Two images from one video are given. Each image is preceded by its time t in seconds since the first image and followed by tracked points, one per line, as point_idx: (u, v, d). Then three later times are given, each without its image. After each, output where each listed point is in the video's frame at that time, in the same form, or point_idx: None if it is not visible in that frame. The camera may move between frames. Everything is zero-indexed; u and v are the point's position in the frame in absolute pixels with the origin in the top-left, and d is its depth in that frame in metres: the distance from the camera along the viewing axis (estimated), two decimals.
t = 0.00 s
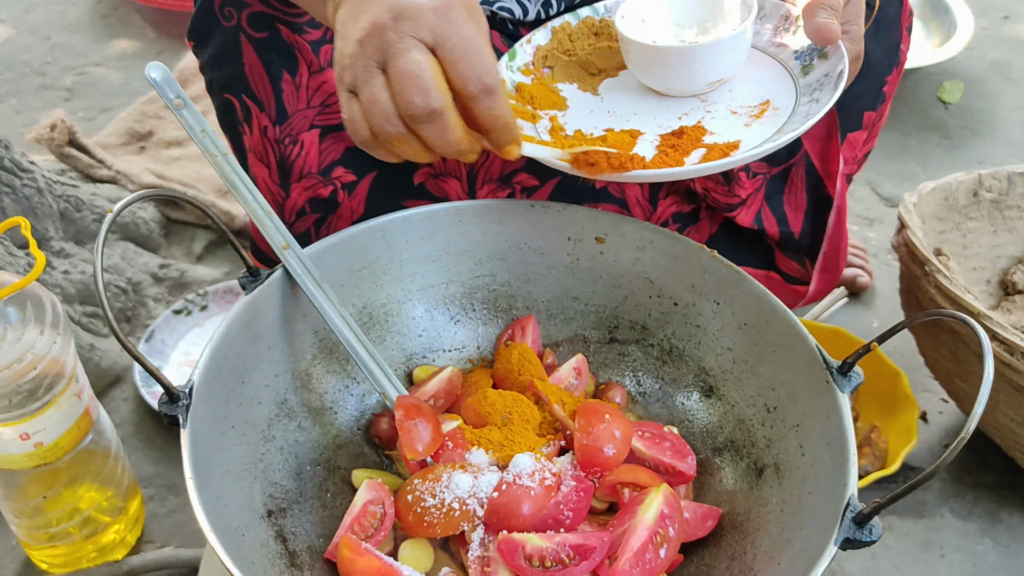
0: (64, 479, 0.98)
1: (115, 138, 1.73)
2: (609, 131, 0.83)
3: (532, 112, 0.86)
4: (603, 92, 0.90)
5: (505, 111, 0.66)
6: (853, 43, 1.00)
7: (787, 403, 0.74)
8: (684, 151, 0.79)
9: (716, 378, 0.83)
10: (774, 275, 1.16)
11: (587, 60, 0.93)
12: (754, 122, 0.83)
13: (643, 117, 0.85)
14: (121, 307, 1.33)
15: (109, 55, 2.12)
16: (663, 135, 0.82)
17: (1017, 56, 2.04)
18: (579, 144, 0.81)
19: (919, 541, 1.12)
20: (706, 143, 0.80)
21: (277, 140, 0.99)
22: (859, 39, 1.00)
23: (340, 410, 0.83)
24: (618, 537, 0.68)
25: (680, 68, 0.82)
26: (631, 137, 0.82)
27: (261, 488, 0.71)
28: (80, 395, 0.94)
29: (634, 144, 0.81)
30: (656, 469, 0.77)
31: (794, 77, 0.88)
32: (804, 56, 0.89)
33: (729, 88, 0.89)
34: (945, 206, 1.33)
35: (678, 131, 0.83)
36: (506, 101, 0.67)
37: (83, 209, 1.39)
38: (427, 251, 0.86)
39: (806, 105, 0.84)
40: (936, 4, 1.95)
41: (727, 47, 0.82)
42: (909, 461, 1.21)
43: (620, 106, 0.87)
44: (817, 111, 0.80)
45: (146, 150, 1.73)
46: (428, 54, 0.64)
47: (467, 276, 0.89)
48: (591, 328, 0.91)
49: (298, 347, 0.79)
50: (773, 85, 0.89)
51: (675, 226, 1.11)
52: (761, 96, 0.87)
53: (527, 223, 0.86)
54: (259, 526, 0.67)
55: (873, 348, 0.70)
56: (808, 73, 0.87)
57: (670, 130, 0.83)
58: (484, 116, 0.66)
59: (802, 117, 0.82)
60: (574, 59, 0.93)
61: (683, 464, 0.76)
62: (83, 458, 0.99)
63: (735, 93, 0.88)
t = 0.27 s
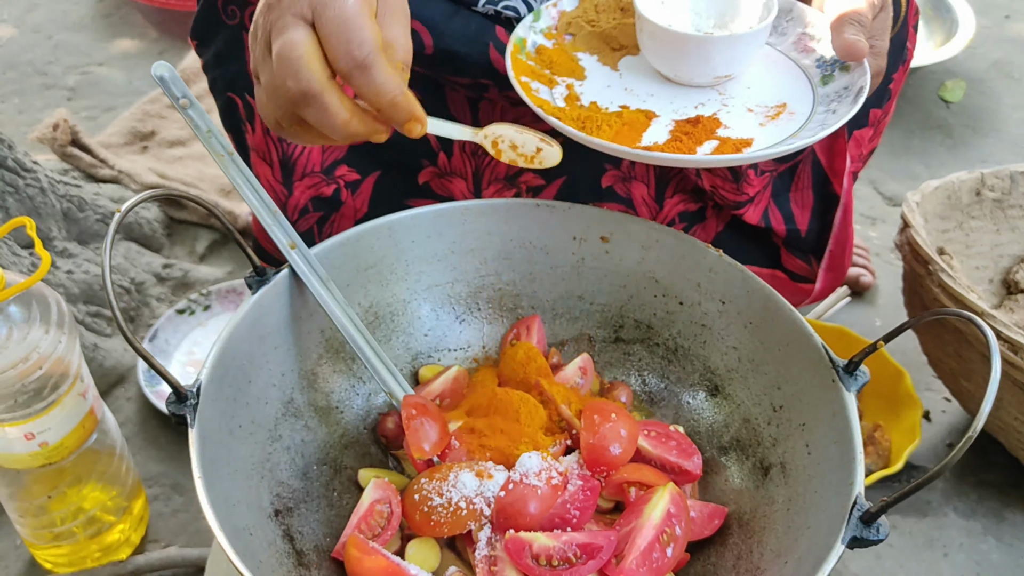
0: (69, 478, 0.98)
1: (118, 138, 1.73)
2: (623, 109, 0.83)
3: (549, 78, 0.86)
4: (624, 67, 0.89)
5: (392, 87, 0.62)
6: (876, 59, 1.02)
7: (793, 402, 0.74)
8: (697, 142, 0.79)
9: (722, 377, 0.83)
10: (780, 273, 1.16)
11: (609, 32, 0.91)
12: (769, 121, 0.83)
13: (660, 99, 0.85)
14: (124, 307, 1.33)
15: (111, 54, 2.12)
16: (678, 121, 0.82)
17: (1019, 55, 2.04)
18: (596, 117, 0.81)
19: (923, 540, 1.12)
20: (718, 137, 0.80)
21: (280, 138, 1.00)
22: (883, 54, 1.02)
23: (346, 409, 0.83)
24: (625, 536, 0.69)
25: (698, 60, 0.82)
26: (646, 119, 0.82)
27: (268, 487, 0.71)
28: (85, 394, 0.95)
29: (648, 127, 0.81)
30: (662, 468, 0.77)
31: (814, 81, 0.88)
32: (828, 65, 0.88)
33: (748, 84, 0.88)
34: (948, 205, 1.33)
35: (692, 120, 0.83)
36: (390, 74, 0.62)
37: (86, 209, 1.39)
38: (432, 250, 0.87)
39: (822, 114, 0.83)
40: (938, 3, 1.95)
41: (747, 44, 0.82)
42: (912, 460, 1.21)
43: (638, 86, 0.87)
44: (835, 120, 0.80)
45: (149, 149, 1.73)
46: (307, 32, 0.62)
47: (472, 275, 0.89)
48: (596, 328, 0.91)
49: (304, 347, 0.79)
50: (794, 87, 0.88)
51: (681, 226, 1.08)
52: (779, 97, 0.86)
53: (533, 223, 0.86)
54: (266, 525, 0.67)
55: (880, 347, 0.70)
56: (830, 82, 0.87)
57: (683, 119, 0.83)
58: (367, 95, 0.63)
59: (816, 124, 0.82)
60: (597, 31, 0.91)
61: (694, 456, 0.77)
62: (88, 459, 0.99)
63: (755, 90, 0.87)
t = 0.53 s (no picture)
0: (72, 479, 0.98)
1: (120, 139, 1.74)
2: (657, 96, 0.80)
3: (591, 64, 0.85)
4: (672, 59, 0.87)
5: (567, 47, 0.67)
6: (934, 45, 0.95)
7: (795, 404, 0.74)
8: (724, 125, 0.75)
9: (725, 379, 0.83)
10: (788, 268, 1.18)
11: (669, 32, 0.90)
12: (801, 109, 0.77)
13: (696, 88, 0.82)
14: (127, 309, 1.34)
15: (113, 55, 2.12)
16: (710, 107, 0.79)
17: (1020, 55, 2.04)
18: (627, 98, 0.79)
19: (925, 541, 1.13)
20: (746, 119, 0.75)
21: (287, 142, 0.99)
22: (943, 39, 0.95)
23: (350, 412, 0.84)
24: (628, 538, 0.69)
25: (733, 47, 0.79)
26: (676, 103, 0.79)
27: (273, 490, 0.71)
28: (88, 397, 0.95)
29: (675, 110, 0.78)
30: (665, 470, 0.77)
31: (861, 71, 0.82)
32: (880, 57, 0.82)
33: (791, 74, 0.83)
34: (949, 206, 1.33)
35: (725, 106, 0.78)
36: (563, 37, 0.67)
37: (88, 210, 1.40)
38: (436, 253, 0.87)
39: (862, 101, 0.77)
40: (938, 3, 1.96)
41: (786, 29, 0.78)
42: (913, 460, 1.21)
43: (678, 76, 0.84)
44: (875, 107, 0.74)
45: (150, 151, 1.73)
46: (478, 12, 0.65)
47: (475, 278, 0.90)
48: (599, 330, 0.91)
49: (307, 350, 0.80)
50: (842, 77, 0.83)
51: (693, 222, 1.10)
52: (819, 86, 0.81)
53: (536, 226, 0.87)
54: (271, 528, 0.68)
55: (882, 349, 0.70)
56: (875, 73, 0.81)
57: (715, 105, 0.79)
58: (544, 59, 0.67)
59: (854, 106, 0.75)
60: (654, 27, 0.92)
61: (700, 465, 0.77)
62: (91, 461, 1.00)
63: (797, 80, 0.82)
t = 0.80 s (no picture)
0: (73, 478, 0.98)
1: (120, 139, 1.74)
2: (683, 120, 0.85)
3: (624, 88, 0.90)
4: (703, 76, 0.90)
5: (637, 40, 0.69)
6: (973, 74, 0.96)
7: (796, 403, 0.74)
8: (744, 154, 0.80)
9: (725, 377, 0.83)
10: (806, 254, 1.23)
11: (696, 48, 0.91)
12: (827, 139, 0.82)
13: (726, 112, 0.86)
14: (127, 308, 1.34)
15: (113, 55, 2.12)
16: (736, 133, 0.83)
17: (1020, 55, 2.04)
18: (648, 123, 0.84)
19: (925, 539, 1.13)
20: (768, 152, 0.81)
21: (310, 144, 1.01)
22: (984, 69, 0.96)
23: (351, 410, 0.84)
24: (630, 536, 0.69)
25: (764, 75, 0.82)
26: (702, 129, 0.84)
27: (274, 488, 0.71)
28: (89, 396, 0.95)
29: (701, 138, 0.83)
30: (666, 468, 0.77)
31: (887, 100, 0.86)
32: (910, 86, 0.85)
33: (821, 100, 0.88)
34: (949, 205, 1.33)
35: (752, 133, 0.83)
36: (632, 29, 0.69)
37: (89, 209, 1.40)
38: (437, 251, 0.87)
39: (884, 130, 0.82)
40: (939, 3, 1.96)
41: (817, 56, 0.82)
42: (913, 458, 1.22)
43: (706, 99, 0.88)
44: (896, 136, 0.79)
45: (151, 150, 1.73)
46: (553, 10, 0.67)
47: (476, 277, 0.90)
48: (600, 328, 0.91)
49: (309, 348, 0.80)
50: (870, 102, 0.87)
51: (712, 209, 1.15)
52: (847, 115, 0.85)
53: (537, 224, 0.87)
54: (273, 526, 0.68)
55: (882, 348, 0.70)
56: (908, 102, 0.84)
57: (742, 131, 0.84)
58: (613, 51, 0.69)
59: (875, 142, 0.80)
60: (686, 46, 0.92)
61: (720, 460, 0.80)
62: (92, 460, 1.00)
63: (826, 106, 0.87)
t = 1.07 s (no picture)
0: (77, 476, 0.98)
1: (122, 137, 1.74)
2: (661, 115, 0.85)
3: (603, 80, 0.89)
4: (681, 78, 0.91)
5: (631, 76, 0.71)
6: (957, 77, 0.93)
7: (801, 399, 0.74)
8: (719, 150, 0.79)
9: (730, 374, 0.83)
10: (813, 254, 1.25)
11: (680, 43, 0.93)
12: (805, 136, 0.81)
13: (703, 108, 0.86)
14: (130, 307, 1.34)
15: (115, 54, 2.13)
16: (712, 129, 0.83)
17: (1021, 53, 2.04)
18: (624, 114, 0.83)
19: (928, 536, 1.13)
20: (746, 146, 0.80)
21: (316, 146, 1.02)
22: (967, 71, 0.92)
23: (356, 407, 0.84)
24: (635, 532, 0.69)
25: (740, 69, 0.83)
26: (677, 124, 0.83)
27: (280, 484, 0.71)
28: (93, 394, 0.95)
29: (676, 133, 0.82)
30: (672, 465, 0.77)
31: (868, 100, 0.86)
32: (891, 87, 0.85)
33: (801, 100, 0.87)
34: (952, 202, 1.34)
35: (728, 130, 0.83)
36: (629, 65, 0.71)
37: (92, 208, 1.40)
38: (441, 249, 0.87)
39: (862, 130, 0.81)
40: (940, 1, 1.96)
41: (796, 57, 0.82)
42: (916, 456, 1.22)
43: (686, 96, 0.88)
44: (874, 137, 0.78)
45: (153, 149, 1.73)
46: (563, 32, 0.66)
47: (481, 274, 0.90)
48: (604, 325, 0.91)
49: (314, 345, 0.80)
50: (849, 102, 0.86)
51: (720, 212, 1.15)
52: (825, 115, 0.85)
53: (541, 221, 0.87)
54: (279, 522, 0.68)
55: (888, 344, 0.70)
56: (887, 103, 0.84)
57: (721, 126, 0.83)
58: (613, 82, 0.70)
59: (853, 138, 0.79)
60: (668, 40, 0.94)
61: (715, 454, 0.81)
62: (96, 458, 1.00)
63: (807, 106, 0.86)
